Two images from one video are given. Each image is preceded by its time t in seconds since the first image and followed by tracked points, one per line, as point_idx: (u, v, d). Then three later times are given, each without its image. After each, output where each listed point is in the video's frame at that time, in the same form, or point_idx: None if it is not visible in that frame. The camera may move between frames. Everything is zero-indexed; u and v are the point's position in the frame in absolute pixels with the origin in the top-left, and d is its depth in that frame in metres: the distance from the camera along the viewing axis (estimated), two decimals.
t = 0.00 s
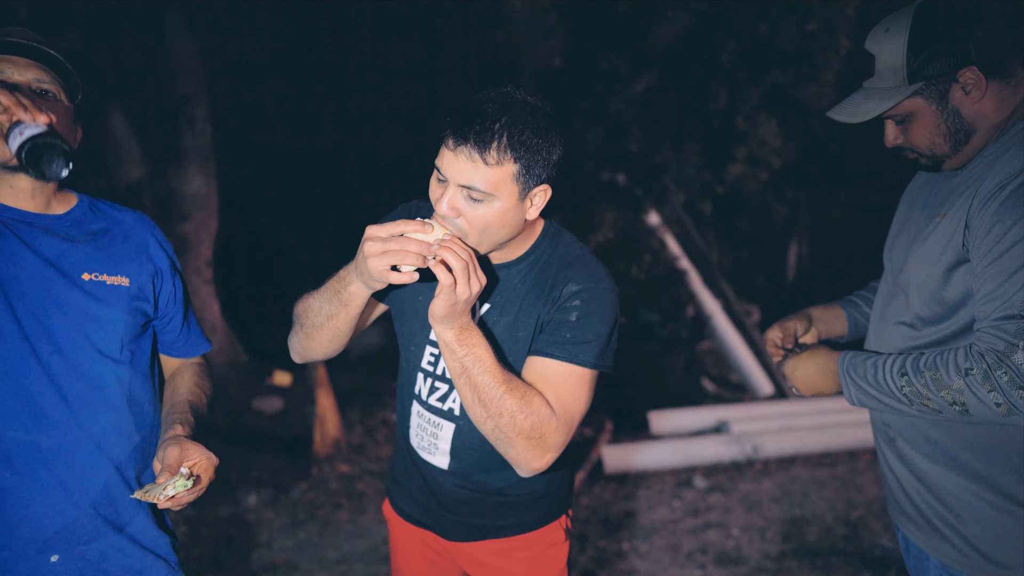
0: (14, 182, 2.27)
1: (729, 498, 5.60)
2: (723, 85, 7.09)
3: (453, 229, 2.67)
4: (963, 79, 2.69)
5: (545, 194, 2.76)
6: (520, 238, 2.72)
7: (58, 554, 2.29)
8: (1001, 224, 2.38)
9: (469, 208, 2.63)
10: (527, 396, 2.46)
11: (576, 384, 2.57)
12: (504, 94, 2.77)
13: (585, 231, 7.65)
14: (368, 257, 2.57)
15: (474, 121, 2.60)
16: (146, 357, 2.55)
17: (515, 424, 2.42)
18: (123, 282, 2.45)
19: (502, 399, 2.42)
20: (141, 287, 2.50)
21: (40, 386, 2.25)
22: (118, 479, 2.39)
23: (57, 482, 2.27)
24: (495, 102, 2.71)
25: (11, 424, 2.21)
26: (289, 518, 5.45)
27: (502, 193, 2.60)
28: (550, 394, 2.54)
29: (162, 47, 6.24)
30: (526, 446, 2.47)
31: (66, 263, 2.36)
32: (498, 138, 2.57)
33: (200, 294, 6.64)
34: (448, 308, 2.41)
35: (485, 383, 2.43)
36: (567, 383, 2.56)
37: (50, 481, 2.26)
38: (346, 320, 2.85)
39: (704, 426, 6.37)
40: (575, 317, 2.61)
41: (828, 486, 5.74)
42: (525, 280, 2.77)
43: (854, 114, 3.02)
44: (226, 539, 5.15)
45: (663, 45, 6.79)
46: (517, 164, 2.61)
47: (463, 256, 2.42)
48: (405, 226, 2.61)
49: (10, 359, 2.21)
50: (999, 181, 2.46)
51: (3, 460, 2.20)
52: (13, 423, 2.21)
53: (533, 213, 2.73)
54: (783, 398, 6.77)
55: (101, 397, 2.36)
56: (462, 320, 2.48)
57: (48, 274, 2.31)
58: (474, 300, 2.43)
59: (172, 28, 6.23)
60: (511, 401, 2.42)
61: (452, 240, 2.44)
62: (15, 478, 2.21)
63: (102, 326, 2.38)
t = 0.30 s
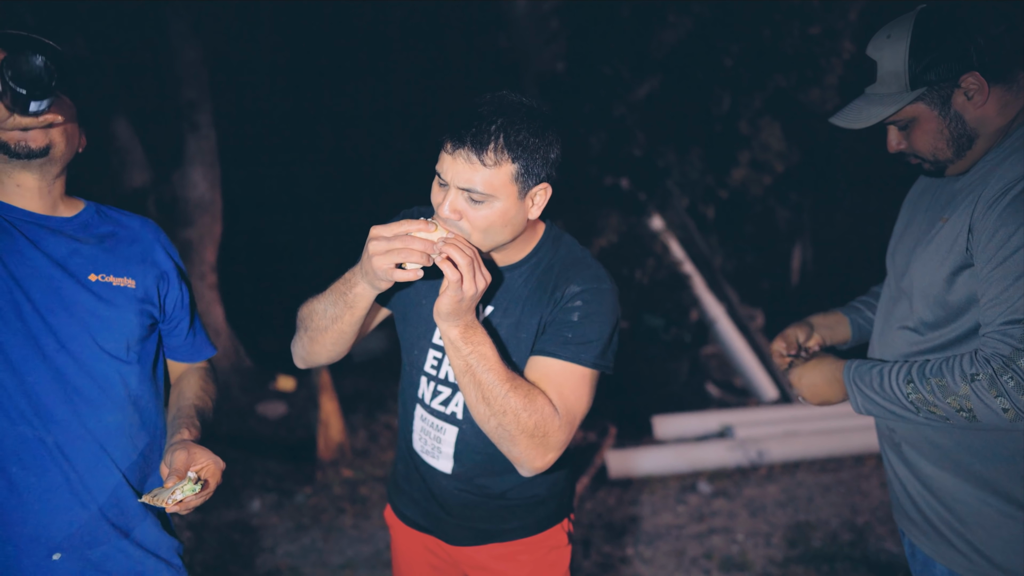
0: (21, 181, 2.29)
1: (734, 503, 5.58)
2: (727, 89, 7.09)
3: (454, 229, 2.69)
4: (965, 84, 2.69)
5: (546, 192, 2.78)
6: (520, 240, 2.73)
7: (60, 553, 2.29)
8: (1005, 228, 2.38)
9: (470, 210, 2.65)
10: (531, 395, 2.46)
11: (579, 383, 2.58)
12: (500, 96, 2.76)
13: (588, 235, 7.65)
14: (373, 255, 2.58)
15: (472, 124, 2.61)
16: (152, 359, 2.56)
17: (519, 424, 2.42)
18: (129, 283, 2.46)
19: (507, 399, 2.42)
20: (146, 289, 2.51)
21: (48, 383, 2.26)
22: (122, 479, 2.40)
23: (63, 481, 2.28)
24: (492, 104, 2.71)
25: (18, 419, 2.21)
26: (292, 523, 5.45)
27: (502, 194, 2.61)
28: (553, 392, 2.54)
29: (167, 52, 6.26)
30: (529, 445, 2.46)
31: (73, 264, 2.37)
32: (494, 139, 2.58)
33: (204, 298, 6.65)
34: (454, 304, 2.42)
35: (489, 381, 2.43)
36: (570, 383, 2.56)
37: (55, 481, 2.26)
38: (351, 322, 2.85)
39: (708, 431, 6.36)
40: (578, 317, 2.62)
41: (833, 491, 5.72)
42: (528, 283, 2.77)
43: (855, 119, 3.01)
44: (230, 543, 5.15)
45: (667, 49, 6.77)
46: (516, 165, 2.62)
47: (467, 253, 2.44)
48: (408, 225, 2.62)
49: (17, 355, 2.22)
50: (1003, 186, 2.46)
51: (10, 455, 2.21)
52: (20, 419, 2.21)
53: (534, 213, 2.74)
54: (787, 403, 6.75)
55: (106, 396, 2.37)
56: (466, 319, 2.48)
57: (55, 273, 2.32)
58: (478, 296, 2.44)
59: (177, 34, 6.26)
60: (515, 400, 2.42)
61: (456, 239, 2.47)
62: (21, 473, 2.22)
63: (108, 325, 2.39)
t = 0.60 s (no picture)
0: (35, 184, 2.33)
1: (740, 510, 5.57)
2: (732, 97, 7.12)
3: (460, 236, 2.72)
4: (960, 94, 2.73)
5: (552, 200, 2.81)
6: (525, 248, 2.76)
7: (68, 554, 2.31)
8: (1015, 235, 2.39)
9: (479, 217, 2.68)
10: (535, 399, 2.48)
11: (582, 388, 2.60)
12: (507, 106, 2.80)
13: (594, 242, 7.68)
14: (378, 263, 2.62)
15: (478, 133, 2.64)
16: (163, 364, 2.61)
17: (523, 427, 2.44)
18: (140, 289, 2.50)
19: (512, 402, 2.44)
20: (157, 295, 2.55)
21: (60, 385, 2.29)
22: (130, 481, 2.43)
23: (73, 481, 2.31)
24: (500, 112, 2.75)
25: (30, 419, 2.25)
26: (299, 529, 5.47)
27: (509, 201, 2.64)
28: (555, 396, 2.57)
29: (177, 62, 6.34)
30: (530, 448, 2.48)
31: (86, 268, 2.41)
32: (501, 147, 2.62)
33: (212, 305, 6.71)
34: (458, 308, 2.44)
35: (493, 385, 2.46)
36: (574, 388, 2.59)
37: (66, 481, 2.30)
38: (359, 331, 2.89)
39: (714, 437, 6.35)
40: (581, 324, 2.64)
41: (840, 498, 5.71)
42: (531, 290, 2.80)
43: (854, 125, 3.07)
44: (237, 548, 5.18)
45: (671, 56, 6.83)
46: (522, 173, 2.65)
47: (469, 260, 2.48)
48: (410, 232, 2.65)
49: (30, 356, 2.26)
50: (1010, 194, 2.48)
51: (22, 454, 2.24)
52: (33, 418, 2.25)
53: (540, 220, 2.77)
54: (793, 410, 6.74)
55: (117, 399, 2.40)
56: (470, 322, 2.51)
57: (68, 277, 2.36)
58: (480, 298, 2.46)
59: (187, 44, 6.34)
60: (520, 402, 2.45)
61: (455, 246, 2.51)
62: (32, 473, 2.25)
63: (119, 329, 2.43)
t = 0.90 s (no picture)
0: (46, 190, 2.38)
1: (746, 515, 5.56)
2: (737, 102, 7.13)
3: (469, 243, 2.70)
4: (946, 105, 2.83)
5: (562, 202, 2.86)
6: (532, 254, 2.78)
7: (79, 554, 2.34)
8: None
9: (493, 221, 2.66)
10: (545, 409, 2.50)
11: (587, 394, 2.62)
12: (515, 112, 2.84)
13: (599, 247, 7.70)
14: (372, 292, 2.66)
15: (495, 137, 2.67)
16: (172, 367, 2.64)
17: (536, 439, 2.47)
18: (150, 293, 2.53)
19: (524, 415, 2.46)
20: (166, 299, 2.58)
21: (71, 387, 2.33)
22: (139, 483, 2.46)
23: (84, 483, 2.34)
24: (510, 118, 2.78)
25: (41, 421, 2.28)
26: (306, 533, 5.50)
27: (524, 204, 2.67)
28: (564, 403, 2.59)
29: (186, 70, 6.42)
30: (544, 456, 2.51)
31: (96, 273, 2.45)
32: (517, 150, 2.65)
33: (220, 310, 6.77)
34: (447, 341, 2.45)
35: (502, 400, 2.46)
36: (580, 394, 2.61)
37: (76, 483, 2.33)
38: (376, 348, 2.93)
39: (721, 442, 6.34)
40: (587, 329, 2.67)
41: (847, 504, 5.69)
42: (538, 296, 2.82)
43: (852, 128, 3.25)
44: (244, 552, 5.21)
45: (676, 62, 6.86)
46: (537, 175, 2.69)
47: (451, 289, 2.45)
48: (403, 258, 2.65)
49: (41, 359, 2.29)
50: None
51: (34, 455, 2.27)
52: (44, 420, 2.29)
53: (550, 222, 2.81)
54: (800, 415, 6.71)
55: (126, 402, 2.44)
56: (476, 341, 2.50)
57: (79, 282, 2.40)
58: (470, 327, 2.44)
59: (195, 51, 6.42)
60: (531, 413, 2.47)
61: (437, 273, 2.48)
62: (44, 473, 2.28)
63: (129, 333, 2.46)
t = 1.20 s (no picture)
0: (65, 198, 2.43)
1: (757, 521, 5.54)
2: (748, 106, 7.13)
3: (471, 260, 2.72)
4: (990, 92, 2.83)
5: (560, 216, 2.85)
6: (535, 260, 2.80)
7: (97, 554, 2.37)
8: None
9: (493, 236, 2.67)
10: (563, 412, 2.52)
11: (602, 394, 2.64)
12: (509, 126, 2.84)
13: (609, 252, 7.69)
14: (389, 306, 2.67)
15: (490, 154, 2.67)
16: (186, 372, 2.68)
17: (556, 442, 2.49)
18: (165, 298, 2.57)
19: (543, 419, 2.48)
20: (181, 304, 2.62)
21: (88, 390, 2.37)
22: (156, 484, 2.50)
23: (101, 484, 2.37)
24: (505, 133, 2.79)
25: (60, 423, 2.32)
26: (317, 537, 5.53)
27: (524, 218, 2.67)
28: (580, 406, 2.62)
29: (200, 77, 6.49)
30: (564, 459, 2.53)
31: (113, 278, 2.49)
32: (514, 166, 2.65)
33: (233, 314, 6.82)
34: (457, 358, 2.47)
35: (521, 405, 2.48)
36: (595, 395, 2.63)
37: (94, 484, 2.36)
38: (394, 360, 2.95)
39: (732, 448, 6.32)
40: (595, 331, 2.68)
41: (859, 510, 5.65)
42: (545, 301, 2.83)
43: (878, 123, 3.17)
44: (256, 555, 5.24)
45: (687, 67, 7.25)
46: (533, 191, 2.69)
47: (462, 304, 2.45)
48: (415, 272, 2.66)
49: (61, 362, 2.33)
50: None
51: (54, 457, 2.31)
52: (64, 422, 2.32)
53: (549, 233, 2.81)
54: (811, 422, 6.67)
55: (143, 405, 2.48)
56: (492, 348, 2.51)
57: (98, 286, 2.45)
58: (484, 339, 2.45)
59: (209, 58, 6.48)
60: (551, 417, 2.49)
61: (448, 289, 2.48)
62: (63, 474, 2.32)
63: (145, 337, 2.50)
